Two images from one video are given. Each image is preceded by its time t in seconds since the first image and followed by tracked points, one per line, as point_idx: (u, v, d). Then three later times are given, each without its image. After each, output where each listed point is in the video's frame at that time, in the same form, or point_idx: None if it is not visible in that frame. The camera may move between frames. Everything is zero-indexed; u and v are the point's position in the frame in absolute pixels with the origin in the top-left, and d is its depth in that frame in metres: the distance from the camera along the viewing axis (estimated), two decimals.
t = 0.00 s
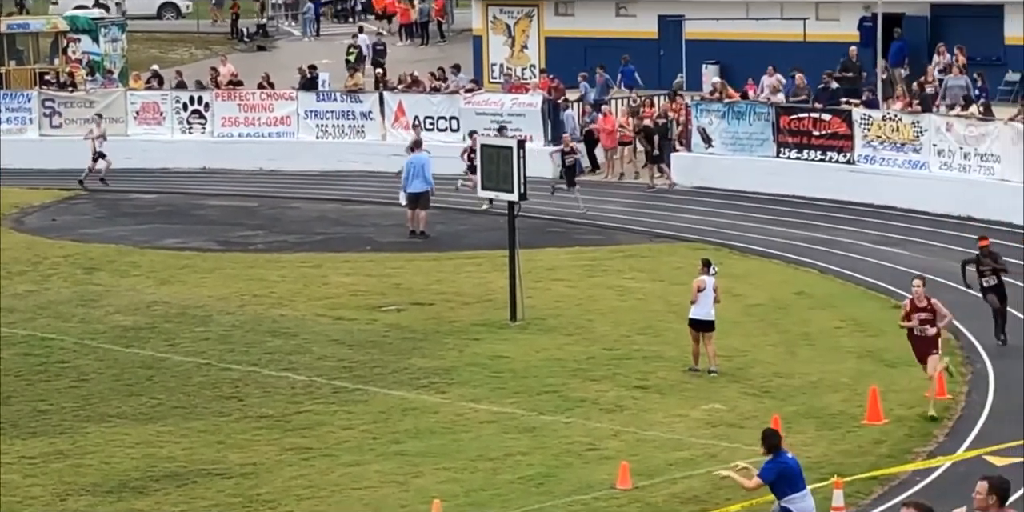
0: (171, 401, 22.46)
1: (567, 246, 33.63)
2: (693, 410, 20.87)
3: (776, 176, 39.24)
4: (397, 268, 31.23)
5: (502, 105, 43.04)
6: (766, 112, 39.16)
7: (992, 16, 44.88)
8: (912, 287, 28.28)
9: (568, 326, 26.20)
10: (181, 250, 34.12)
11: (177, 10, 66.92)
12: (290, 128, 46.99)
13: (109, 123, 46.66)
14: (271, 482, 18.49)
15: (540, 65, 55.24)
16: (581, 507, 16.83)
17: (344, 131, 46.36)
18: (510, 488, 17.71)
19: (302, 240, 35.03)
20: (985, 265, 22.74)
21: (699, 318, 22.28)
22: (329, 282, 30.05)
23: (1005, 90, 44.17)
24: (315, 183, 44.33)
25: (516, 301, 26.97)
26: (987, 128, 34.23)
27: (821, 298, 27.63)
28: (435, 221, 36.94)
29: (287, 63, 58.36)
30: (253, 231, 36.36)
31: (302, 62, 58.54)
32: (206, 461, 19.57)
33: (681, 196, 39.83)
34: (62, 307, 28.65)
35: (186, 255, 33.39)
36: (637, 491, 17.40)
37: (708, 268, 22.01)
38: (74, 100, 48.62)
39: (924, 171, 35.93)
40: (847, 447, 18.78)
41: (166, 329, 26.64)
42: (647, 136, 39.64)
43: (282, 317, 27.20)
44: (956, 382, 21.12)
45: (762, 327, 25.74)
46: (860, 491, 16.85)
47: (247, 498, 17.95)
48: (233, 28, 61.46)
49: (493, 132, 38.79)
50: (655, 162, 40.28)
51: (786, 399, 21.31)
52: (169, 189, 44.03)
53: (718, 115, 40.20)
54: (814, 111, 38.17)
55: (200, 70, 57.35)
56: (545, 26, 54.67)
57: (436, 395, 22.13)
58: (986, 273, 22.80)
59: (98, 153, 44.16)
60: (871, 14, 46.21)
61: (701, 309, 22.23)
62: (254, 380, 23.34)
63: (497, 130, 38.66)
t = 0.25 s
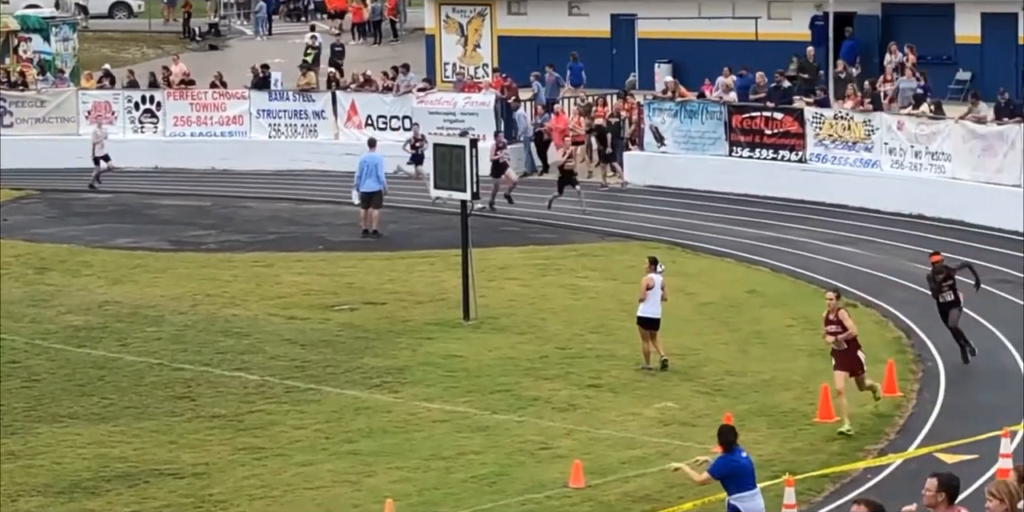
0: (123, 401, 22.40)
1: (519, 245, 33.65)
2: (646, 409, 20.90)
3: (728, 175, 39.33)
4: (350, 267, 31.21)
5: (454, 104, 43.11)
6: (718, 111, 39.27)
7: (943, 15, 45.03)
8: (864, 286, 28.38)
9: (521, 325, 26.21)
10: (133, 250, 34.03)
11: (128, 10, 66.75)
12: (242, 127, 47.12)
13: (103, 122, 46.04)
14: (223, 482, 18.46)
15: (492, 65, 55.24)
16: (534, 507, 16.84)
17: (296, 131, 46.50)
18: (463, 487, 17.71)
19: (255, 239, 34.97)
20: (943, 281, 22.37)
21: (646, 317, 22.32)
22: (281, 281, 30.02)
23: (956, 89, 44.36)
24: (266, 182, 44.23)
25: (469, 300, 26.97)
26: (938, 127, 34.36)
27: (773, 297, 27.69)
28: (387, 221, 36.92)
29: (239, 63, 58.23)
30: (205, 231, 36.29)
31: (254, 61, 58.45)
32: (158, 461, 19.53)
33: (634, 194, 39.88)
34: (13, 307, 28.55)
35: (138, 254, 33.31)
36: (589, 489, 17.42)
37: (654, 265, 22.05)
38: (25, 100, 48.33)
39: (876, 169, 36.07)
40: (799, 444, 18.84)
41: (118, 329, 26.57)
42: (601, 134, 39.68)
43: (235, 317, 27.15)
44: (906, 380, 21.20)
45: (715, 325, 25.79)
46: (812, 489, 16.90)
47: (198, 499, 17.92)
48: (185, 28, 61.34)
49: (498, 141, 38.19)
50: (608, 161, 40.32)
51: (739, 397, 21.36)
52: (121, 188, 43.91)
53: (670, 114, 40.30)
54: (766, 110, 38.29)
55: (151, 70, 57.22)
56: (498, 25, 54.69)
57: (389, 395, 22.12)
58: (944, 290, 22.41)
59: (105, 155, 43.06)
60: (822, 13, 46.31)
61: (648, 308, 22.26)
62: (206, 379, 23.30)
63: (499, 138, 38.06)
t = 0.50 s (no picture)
0: (82, 399, 22.35)
1: (479, 242, 33.67)
2: (606, 405, 20.94)
3: (686, 172, 39.42)
4: (310, 264, 31.19)
5: (414, 101, 43.21)
6: (677, 108, 39.36)
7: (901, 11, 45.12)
8: (823, 282, 28.48)
9: (481, 322, 26.23)
10: (92, 248, 33.96)
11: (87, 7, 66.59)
12: (202, 124, 47.03)
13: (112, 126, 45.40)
14: (183, 480, 18.45)
15: (452, 61, 55.23)
16: (494, 503, 16.86)
17: (256, 127, 46.52)
18: (423, 484, 17.73)
19: (214, 237, 34.92)
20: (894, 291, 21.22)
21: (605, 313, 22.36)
22: (240, 278, 29.99)
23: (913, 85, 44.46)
24: (226, 180, 44.18)
25: (428, 297, 26.96)
26: (897, 123, 34.42)
27: (733, 293, 27.75)
28: (347, 218, 36.89)
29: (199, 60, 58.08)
30: (164, 229, 36.22)
31: (213, 58, 58.34)
32: (118, 459, 19.49)
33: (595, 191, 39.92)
34: None
35: (97, 252, 33.24)
36: (549, 485, 17.45)
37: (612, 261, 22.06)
38: None
39: (834, 165, 36.21)
40: (758, 440, 18.90)
41: (77, 327, 26.51)
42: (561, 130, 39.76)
43: (194, 314, 27.11)
44: (865, 375, 21.27)
45: (674, 321, 25.85)
46: (772, 485, 16.95)
47: (158, 497, 17.90)
48: (144, 24, 61.20)
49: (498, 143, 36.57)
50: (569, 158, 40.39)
51: (698, 394, 21.41)
52: (80, 186, 43.79)
53: (630, 111, 40.36)
54: (725, 106, 38.41)
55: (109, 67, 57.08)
56: (458, 22, 54.69)
57: (349, 392, 22.12)
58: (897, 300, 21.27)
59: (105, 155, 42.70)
60: (782, 10, 46.20)
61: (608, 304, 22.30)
62: (166, 377, 23.26)
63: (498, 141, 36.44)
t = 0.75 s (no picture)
0: (36, 395, 22.26)
1: (435, 237, 33.64)
2: (562, 400, 20.93)
3: (643, 167, 39.50)
4: (265, 260, 31.12)
5: (369, 96, 43.14)
6: (634, 103, 39.28)
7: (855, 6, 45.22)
8: (779, 277, 28.51)
9: (437, 317, 26.20)
10: (47, 243, 33.84)
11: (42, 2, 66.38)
12: (157, 119, 46.74)
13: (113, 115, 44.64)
14: (138, 476, 18.39)
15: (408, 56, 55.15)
16: (450, 499, 16.84)
17: (212, 122, 46.39)
18: (379, 479, 17.70)
19: (169, 232, 34.82)
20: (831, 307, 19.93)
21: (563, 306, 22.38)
22: (196, 274, 29.91)
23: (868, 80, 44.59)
24: (183, 174, 44.05)
25: (384, 292, 26.92)
26: (852, 119, 34.47)
27: (689, 288, 27.77)
28: (303, 213, 36.81)
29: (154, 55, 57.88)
30: (119, 224, 36.11)
31: (169, 52, 58.19)
32: (72, 455, 19.42)
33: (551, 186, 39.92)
34: None
35: (52, 248, 33.12)
36: (505, 481, 17.44)
37: (569, 256, 22.05)
38: None
39: (790, 161, 36.27)
40: (714, 435, 18.91)
41: (31, 323, 26.40)
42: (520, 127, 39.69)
43: (149, 310, 27.03)
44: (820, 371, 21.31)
45: (630, 316, 25.85)
46: (727, 480, 16.96)
47: (113, 493, 17.83)
48: (99, 19, 61.01)
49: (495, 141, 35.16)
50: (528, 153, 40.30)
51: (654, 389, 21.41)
52: (34, 181, 43.63)
53: (586, 106, 40.18)
54: (681, 101, 38.39)
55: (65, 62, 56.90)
56: (414, 17, 54.64)
57: (305, 387, 22.07)
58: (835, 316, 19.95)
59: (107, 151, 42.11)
60: (737, 6, 46.40)
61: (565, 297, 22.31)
62: (120, 373, 23.19)
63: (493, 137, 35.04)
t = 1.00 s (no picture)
0: None
1: (398, 233, 33.62)
2: (525, 396, 20.94)
3: (605, 162, 39.49)
4: (228, 255, 31.08)
5: (332, 91, 43.25)
6: (597, 99, 39.25)
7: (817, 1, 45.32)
8: (742, 272, 28.59)
9: (400, 313, 26.19)
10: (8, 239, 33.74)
11: None
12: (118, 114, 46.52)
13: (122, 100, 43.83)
14: (100, 472, 18.35)
15: (371, 51, 55.10)
16: (413, 494, 16.84)
17: (174, 118, 46.31)
18: (342, 475, 17.70)
19: (132, 227, 34.75)
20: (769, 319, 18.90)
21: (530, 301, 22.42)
22: (158, 269, 29.85)
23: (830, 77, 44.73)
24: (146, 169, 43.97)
25: (347, 288, 26.89)
26: (814, 115, 34.62)
27: (652, 284, 27.80)
28: (266, 209, 36.76)
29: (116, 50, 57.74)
30: (81, 219, 36.02)
31: (131, 47, 58.06)
32: (34, 451, 19.38)
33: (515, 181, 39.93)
34: None
35: (13, 243, 33.02)
36: (468, 476, 17.45)
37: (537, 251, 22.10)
38: None
39: (752, 156, 36.33)
40: (676, 430, 18.94)
41: None
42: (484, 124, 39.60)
43: (112, 305, 26.97)
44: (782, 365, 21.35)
45: (593, 312, 25.88)
46: (690, 475, 17.00)
47: (75, 488, 17.80)
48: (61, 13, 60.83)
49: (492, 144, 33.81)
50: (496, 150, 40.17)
51: (617, 384, 21.44)
52: None
53: (549, 101, 40.25)
54: (644, 97, 38.49)
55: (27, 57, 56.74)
56: (377, 12, 54.60)
57: (268, 383, 22.05)
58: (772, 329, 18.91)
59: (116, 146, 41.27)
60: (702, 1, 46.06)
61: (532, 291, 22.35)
62: (83, 368, 23.14)
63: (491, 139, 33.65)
